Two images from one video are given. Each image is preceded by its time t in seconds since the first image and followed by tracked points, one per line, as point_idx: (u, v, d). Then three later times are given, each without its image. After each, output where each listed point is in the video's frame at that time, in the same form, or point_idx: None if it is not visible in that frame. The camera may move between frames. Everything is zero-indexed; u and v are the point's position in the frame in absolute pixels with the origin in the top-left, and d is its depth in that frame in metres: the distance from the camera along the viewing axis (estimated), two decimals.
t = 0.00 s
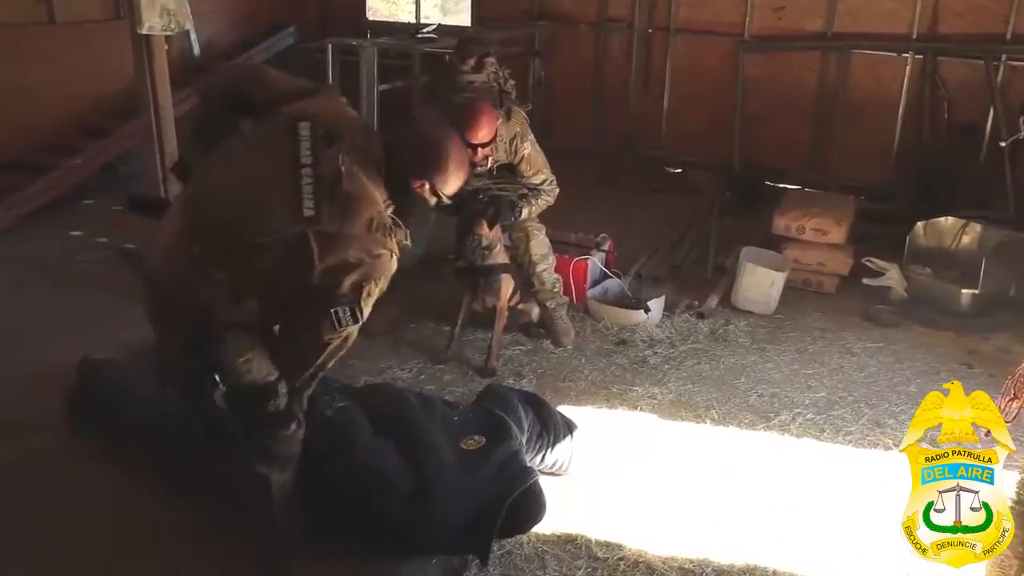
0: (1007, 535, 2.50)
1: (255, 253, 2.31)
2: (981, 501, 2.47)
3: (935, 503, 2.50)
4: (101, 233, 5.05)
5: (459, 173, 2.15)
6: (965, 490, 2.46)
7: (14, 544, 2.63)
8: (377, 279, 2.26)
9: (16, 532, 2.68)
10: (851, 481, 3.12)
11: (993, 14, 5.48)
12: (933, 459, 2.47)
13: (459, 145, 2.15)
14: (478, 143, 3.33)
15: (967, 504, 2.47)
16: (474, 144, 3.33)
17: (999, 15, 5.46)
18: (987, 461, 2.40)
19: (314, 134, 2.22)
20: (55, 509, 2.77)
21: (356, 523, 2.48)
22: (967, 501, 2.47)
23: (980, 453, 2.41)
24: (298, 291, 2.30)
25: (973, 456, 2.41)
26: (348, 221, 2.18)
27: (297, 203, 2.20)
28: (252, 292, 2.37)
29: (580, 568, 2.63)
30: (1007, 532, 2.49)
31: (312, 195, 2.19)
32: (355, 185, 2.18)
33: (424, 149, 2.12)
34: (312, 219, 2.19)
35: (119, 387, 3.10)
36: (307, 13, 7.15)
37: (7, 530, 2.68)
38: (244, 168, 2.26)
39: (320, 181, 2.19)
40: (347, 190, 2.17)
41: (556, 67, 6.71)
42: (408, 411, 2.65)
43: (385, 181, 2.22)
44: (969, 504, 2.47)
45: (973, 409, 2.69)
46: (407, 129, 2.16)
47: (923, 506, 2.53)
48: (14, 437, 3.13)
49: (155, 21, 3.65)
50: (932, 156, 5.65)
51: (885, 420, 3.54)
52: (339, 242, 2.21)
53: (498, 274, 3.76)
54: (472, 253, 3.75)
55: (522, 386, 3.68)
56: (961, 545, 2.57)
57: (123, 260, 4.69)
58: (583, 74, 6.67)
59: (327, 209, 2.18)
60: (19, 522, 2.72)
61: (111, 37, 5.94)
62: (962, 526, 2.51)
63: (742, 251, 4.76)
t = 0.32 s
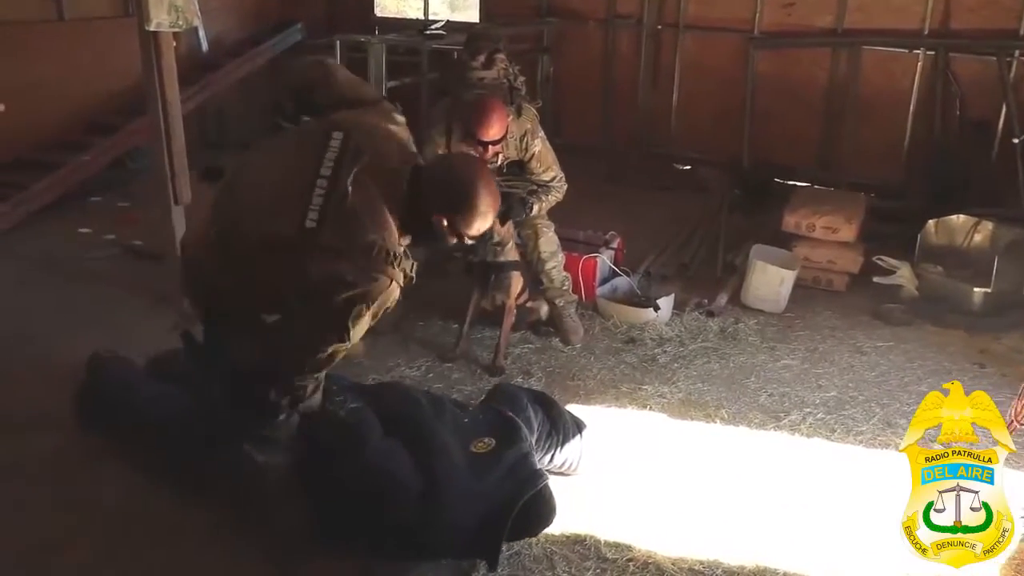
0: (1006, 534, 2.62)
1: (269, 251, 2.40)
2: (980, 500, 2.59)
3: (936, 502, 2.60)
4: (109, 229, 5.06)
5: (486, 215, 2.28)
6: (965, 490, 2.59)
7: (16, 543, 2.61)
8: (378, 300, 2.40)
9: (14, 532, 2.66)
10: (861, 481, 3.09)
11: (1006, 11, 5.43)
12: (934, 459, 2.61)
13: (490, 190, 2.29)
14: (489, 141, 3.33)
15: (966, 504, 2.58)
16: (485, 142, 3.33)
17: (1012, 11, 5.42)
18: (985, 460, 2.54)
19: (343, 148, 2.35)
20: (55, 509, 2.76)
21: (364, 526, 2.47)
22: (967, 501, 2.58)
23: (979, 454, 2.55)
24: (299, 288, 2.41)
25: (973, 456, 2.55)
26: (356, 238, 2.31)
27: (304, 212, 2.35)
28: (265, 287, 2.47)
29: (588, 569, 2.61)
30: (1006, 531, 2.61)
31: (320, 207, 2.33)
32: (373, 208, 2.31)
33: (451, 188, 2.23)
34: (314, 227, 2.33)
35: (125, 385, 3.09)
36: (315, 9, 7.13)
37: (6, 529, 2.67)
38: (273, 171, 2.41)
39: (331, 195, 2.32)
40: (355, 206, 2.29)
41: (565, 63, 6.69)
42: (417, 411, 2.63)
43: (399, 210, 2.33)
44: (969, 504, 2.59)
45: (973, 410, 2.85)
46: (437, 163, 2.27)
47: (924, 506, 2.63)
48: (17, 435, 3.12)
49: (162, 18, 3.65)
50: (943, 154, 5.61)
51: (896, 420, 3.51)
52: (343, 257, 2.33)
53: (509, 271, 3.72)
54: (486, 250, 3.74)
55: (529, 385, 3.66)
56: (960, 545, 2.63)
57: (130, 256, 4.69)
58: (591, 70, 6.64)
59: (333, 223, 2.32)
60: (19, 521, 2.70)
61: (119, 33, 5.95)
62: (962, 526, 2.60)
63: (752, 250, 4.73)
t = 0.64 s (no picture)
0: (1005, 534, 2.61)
1: (285, 226, 2.43)
2: (980, 501, 2.56)
3: (935, 503, 2.57)
4: (117, 224, 5.07)
5: (505, 221, 2.46)
6: (965, 491, 2.56)
7: (23, 539, 2.62)
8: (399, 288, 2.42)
9: (15, 531, 2.66)
10: (875, 479, 3.06)
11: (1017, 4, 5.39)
12: (934, 460, 2.57)
13: (509, 195, 2.48)
14: (499, 134, 3.31)
15: (967, 505, 2.56)
16: (495, 136, 3.31)
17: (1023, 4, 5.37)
18: (987, 460, 2.50)
19: (382, 147, 2.53)
20: (58, 507, 2.76)
21: (367, 530, 2.40)
22: (967, 501, 2.55)
23: (979, 454, 2.51)
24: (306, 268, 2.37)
25: (974, 457, 2.52)
26: (374, 221, 2.39)
27: (334, 182, 2.42)
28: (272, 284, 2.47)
29: (597, 565, 2.60)
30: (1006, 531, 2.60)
31: (350, 182, 2.42)
32: (399, 198, 2.43)
33: (472, 193, 2.42)
34: (340, 195, 2.39)
35: (133, 380, 3.10)
36: (322, 3, 7.12)
37: (7, 529, 2.67)
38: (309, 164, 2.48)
39: (365, 175, 2.43)
40: (383, 186, 2.42)
41: (573, 58, 6.67)
42: (423, 406, 2.61)
43: (422, 207, 2.47)
44: (969, 504, 2.56)
45: (973, 409, 2.84)
46: (458, 171, 2.47)
47: (923, 508, 2.60)
48: (22, 433, 3.12)
49: (170, 12, 3.65)
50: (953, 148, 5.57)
51: (905, 415, 3.49)
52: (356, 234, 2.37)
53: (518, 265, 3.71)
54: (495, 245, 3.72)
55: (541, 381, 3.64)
56: (960, 546, 2.60)
57: (136, 251, 4.70)
58: (599, 65, 6.63)
59: (358, 200, 2.40)
60: (20, 520, 2.70)
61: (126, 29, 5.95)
62: (962, 526, 2.57)
63: (761, 244, 4.71)
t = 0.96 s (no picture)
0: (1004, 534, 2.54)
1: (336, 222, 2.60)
2: (980, 502, 2.49)
3: (936, 503, 2.51)
4: (124, 220, 5.09)
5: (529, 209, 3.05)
6: (965, 491, 2.49)
7: (30, 534, 2.64)
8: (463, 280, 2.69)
9: (26, 524, 2.68)
10: (883, 476, 3.05)
11: None
12: (934, 459, 2.50)
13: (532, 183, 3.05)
14: (507, 129, 3.32)
15: (967, 504, 2.49)
16: (504, 131, 3.32)
17: None
18: (988, 461, 2.42)
19: (421, 142, 2.70)
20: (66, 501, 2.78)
21: (373, 527, 2.40)
22: (968, 501, 2.48)
23: (980, 454, 2.43)
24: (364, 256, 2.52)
25: (974, 457, 2.43)
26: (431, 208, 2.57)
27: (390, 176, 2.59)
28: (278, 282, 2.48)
29: (602, 561, 2.60)
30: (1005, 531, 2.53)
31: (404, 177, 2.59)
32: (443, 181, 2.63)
33: (505, 182, 2.95)
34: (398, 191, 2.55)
35: (139, 375, 3.11)
36: None
37: (18, 521, 2.69)
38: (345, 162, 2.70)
39: (416, 169, 2.62)
40: (435, 176, 2.61)
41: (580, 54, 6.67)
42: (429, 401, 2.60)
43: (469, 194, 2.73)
44: (969, 504, 2.49)
45: (973, 410, 2.81)
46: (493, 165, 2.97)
47: (924, 508, 2.55)
48: (27, 429, 3.13)
49: (176, 9, 3.65)
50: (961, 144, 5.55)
51: (912, 412, 3.47)
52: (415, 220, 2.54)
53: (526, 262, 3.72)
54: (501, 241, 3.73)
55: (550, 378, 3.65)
56: (960, 546, 2.54)
57: (142, 247, 4.71)
58: (606, 61, 6.63)
59: (414, 191, 2.57)
60: (23, 520, 2.70)
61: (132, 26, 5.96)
62: (962, 526, 2.51)
63: (768, 240, 4.70)
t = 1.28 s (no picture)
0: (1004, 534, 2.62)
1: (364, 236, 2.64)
2: (979, 501, 2.63)
3: (936, 504, 2.64)
4: (130, 218, 5.10)
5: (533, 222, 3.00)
6: (965, 491, 2.63)
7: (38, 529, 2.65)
8: (490, 300, 2.76)
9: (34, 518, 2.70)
10: (890, 472, 3.04)
11: None
12: (935, 460, 2.70)
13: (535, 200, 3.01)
14: (513, 128, 3.31)
15: (966, 504, 2.62)
16: (510, 128, 3.31)
17: None
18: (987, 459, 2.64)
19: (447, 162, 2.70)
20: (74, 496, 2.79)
21: (381, 523, 2.41)
22: (967, 500, 2.62)
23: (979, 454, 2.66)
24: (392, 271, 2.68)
25: (973, 456, 2.66)
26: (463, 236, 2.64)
27: (429, 204, 2.58)
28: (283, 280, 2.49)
29: (609, 558, 2.60)
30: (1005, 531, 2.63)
31: (442, 204, 2.60)
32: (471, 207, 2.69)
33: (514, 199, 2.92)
34: (440, 221, 2.58)
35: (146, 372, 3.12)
36: None
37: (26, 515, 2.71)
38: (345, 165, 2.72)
39: (450, 193, 2.64)
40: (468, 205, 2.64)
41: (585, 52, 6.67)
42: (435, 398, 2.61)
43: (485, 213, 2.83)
44: (968, 504, 2.62)
45: (973, 409, 2.99)
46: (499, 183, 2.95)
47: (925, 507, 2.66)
48: (36, 425, 3.14)
49: (182, 7, 3.66)
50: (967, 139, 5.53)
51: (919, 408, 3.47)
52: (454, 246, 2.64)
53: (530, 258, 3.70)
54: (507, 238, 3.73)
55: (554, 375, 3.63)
56: (961, 546, 2.60)
57: (149, 244, 4.73)
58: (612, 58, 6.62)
59: (450, 216, 2.62)
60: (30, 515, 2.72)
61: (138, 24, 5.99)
62: (962, 526, 2.61)
63: (774, 236, 4.69)
